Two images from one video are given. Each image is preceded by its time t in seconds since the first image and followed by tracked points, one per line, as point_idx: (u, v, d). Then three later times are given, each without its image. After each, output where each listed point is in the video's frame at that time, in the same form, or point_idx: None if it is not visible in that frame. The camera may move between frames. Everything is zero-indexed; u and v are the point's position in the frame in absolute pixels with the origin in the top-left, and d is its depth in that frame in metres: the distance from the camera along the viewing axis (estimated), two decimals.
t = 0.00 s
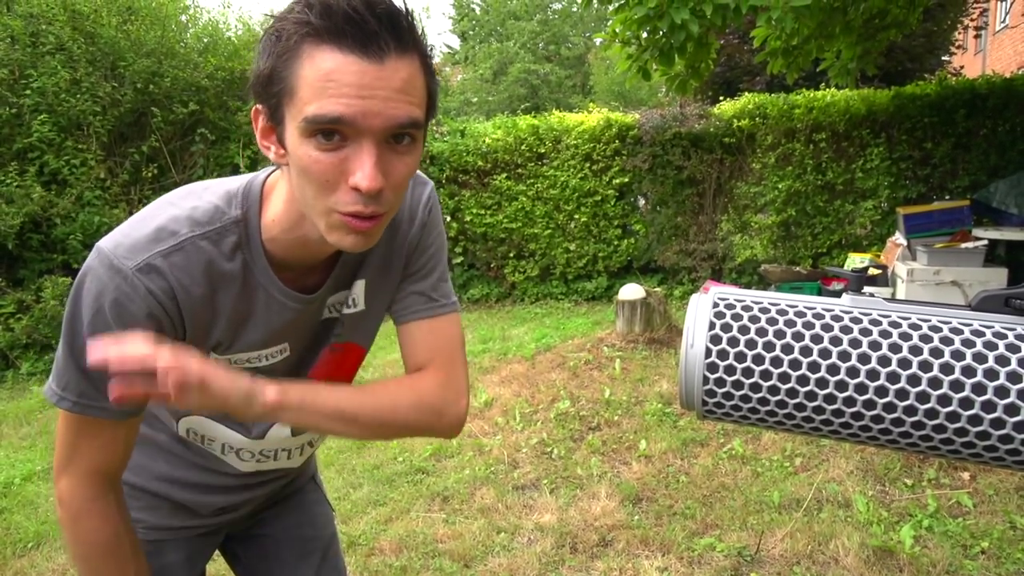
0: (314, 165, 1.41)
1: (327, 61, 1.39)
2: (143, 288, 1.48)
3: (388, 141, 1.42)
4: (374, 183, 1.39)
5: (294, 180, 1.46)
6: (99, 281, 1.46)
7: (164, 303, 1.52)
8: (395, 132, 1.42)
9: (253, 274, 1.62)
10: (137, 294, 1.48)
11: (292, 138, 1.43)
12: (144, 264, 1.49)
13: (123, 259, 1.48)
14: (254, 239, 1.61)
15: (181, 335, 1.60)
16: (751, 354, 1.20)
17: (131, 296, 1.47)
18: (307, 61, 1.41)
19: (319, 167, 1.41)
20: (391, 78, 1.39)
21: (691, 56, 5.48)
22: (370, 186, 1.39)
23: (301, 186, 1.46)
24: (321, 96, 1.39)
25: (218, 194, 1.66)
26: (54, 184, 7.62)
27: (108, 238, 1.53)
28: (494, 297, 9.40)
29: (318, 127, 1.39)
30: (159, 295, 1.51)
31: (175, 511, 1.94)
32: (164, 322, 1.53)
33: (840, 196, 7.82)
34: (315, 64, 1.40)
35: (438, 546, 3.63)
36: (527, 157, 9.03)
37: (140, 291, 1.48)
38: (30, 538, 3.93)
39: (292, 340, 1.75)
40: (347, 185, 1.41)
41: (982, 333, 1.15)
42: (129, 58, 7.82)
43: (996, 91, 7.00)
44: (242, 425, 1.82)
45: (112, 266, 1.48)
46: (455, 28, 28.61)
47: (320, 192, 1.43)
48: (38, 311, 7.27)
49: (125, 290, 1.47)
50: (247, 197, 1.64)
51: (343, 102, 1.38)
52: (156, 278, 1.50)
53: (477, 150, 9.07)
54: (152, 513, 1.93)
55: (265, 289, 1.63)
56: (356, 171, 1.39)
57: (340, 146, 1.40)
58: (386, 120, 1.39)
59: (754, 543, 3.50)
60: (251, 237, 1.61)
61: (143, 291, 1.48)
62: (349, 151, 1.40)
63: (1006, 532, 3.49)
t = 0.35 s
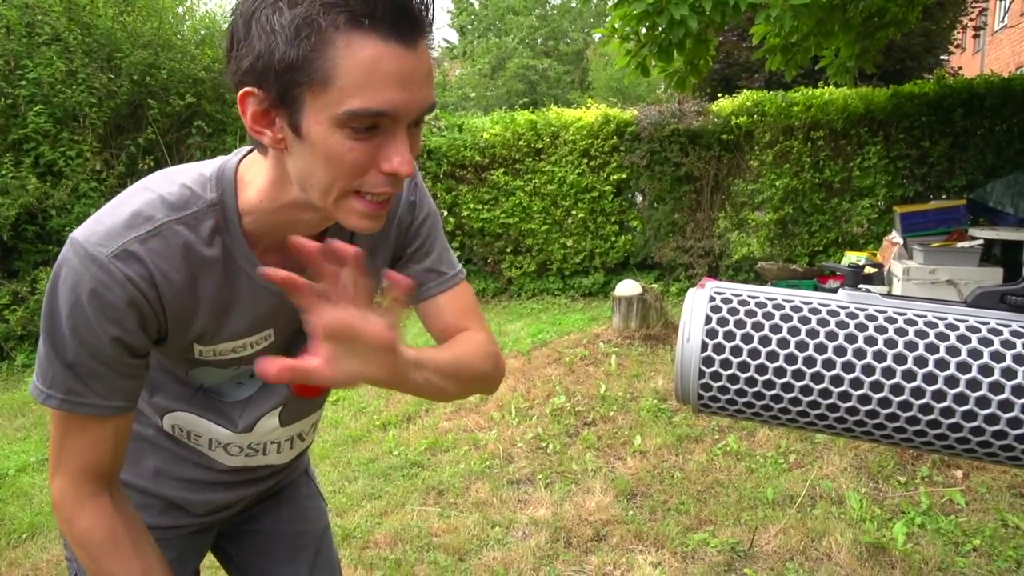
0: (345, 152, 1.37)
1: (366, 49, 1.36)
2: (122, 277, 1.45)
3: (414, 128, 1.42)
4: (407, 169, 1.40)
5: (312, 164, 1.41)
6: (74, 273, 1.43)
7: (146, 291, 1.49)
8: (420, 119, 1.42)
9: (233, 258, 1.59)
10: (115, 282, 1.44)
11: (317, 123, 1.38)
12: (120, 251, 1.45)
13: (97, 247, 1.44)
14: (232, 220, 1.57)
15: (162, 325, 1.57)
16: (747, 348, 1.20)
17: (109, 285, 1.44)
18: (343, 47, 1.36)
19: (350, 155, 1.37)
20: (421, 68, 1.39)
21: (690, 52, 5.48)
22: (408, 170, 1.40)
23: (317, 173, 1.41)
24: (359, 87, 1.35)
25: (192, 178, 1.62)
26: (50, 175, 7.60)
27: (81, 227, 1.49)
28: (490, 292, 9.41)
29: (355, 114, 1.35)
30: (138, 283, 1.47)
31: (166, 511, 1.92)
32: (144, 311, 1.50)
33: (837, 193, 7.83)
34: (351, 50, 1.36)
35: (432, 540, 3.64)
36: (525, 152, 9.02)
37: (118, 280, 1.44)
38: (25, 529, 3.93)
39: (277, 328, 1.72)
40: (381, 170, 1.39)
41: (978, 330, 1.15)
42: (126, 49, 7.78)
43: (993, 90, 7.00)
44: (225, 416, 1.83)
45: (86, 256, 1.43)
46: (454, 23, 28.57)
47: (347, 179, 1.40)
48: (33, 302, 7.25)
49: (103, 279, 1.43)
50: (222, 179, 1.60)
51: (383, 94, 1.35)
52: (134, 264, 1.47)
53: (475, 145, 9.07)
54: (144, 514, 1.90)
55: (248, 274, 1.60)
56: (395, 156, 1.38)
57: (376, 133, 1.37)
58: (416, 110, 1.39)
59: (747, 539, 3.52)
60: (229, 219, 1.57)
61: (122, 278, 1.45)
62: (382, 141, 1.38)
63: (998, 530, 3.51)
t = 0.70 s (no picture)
0: (381, 158, 1.43)
1: (410, 61, 1.39)
2: (144, 255, 1.45)
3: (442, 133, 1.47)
4: (438, 175, 1.48)
5: (345, 168, 1.46)
6: (97, 251, 1.43)
7: (163, 270, 1.49)
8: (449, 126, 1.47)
9: (249, 250, 1.60)
10: (137, 261, 1.44)
11: (355, 130, 1.43)
12: (139, 229, 1.46)
13: (117, 225, 1.45)
14: (250, 213, 1.59)
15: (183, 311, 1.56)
16: (748, 348, 1.19)
17: (130, 261, 1.44)
18: (387, 58, 1.40)
19: (388, 163, 1.43)
20: (460, 78, 1.43)
21: (690, 49, 5.45)
22: (439, 177, 1.48)
23: (350, 176, 1.46)
24: (404, 99, 1.40)
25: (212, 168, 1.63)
26: (51, 176, 7.59)
27: (101, 207, 1.49)
28: (492, 291, 9.42)
29: (394, 125, 1.41)
30: (158, 262, 1.48)
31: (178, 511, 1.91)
32: (166, 291, 1.50)
33: (839, 190, 7.80)
34: (395, 61, 1.39)
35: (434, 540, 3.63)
36: (526, 151, 9.02)
37: (139, 257, 1.44)
38: (27, 530, 3.92)
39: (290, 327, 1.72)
40: (415, 176, 1.46)
41: (981, 328, 1.14)
42: (126, 50, 7.79)
43: (995, 87, 7.02)
44: (239, 421, 1.82)
45: (107, 233, 1.44)
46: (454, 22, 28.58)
47: (380, 185, 1.46)
48: (34, 302, 7.24)
49: (124, 256, 1.43)
50: (241, 171, 1.61)
51: (427, 106, 1.41)
52: (154, 244, 1.47)
53: (475, 144, 9.07)
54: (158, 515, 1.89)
55: (263, 267, 1.62)
56: (427, 163, 1.46)
57: (412, 140, 1.43)
58: (451, 117, 1.45)
59: (751, 537, 3.51)
60: (246, 211, 1.59)
61: (141, 256, 1.45)
62: (416, 147, 1.44)
63: (1002, 527, 3.50)
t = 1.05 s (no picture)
0: (411, 101, 1.39)
1: None
2: (248, 216, 1.49)
3: (487, 84, 1.41)
4: (470, 125, 1.38)
5: (387, 118, 1.46)
6: (203, 209, 1.48)
7: (265, 232, 1.52)
8: (494, 76, 1.41)
9: (335, 222, 1.64)
10: (243, 220, 1.49)
11: (392, 75, 1.42)
12: (244, 191, 1.50)
13: (219, 185, 1.49)
14: (336, 184, 1.64)
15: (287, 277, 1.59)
16: (744, 334, 1.19)
17: (235, 221, 1.48)
18: None
19: (414, 104, 1.39)
20: (500, 20, 1.35)
21: (693, 39, 5.42)
22: (472, 126, 1.38)
23: (392, 125, 1.45)
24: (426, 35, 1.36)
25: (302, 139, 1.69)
26: (52, 165, 7.58)
27: (203, 169, 1.54)
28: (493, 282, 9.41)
29: (421, 61, 1.37)
30: (260, 223, 1.51)
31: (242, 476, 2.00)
32: (272, 253, 1.53)
33: (841, 182, 7.79)
34: None
35: (433, 528, 3.64)
36: (527, 141, 9.10)
37: (241, 217, 1.49)
38: (27, 518, 3.93)
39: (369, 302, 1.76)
40: (444, 124, 1.39)
41: (980, 315, 1.14)
42: (126, 39, 7.81)
43: (999, 78, 6.96)
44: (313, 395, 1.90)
45: (212, 194, 1.48)
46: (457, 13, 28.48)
47: (412, 133, 1.43)
48: (35, 292, 7.24)
49: (229, 215, 1.48)
50: (328, 144, 1.67)
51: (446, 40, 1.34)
52: (257, 205, 1.51)
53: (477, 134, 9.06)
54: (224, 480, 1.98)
55: (346, 239, 1.65)
56: (457, 108, 1.38)
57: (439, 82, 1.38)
58: (489, 62, 1.37)
59: (749, 527, 3.52)
60: (332, 182, 1.64)
61: (246, 216, 1.49)
62: (449, 91, 1.39)
63: (1000, 518, 3.50)
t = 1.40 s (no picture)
0: (433, 109, 1.37)
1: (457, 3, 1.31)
2: (269, 220, 1.51)
3: (510, 92, 1.37)
4: (489, 134, 1.35)
5: (409, 122, 1.44)
6: (229, 213, 1.51)
7: (286, 236, 1.54)
8: (518, 84, 1.36)
9: (361, 225, 1.64)
10: (264, 224, 1.51)
11: (414, 80, 1.40)
12: (268, 195, 1.52)
13: (246, 189, 1.52)
14: (363, 187, 1.64)
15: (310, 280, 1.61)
16: (741, 328, 1.19)
17: (258, 225, 1.51)
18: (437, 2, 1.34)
19: (434, 111, 1.37)
20: (522, 29, 1.30)
21: (692, 33, 5.39)
22: (490, 137, 1.35)
23: (413, 130, 1.44)
24: (448, 43, 1.33)
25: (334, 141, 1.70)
26: (50, 161, 7.56)
27: (234, 171, 1.57)
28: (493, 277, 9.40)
29: (442, 70, 1.34)
30: (282, 227, 1.53)
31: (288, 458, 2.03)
32: (293, 256, 1.55)
33: (840, 176, 7.73)
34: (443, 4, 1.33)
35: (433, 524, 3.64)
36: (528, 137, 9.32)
37: (265, 220, 1.51)
38: (27, 515, 3.93)
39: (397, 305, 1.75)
40: (465, 132, 1.38)
41: (978, 307, 1.14)
42: (123, 34, 7.81)
43: (999, 71, 6.93)
44: (346, 389, 1.91)
45: (238, 198, 1.51)
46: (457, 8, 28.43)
47: (433, 138, 1.41)
48: (34, 288, 7.22)
49: (253, 220, 1.51)
50: (358, 146, 1.67)
51: (469, 51, 1.31)
52: (280, 209, 1.53)
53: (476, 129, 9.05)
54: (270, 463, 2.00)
55: (373, 242, 1.65)
56: (477, 117, 1.35)
57: (460, 90, 1.35)
58: (507, 70, 1.32)
59: (749, 522, 3.52)
60: (359, 184, 1.64)
61: (268, 219, 1.51)
62: (467, 97, 1.36)
63: (1000, 511, 3.50)
